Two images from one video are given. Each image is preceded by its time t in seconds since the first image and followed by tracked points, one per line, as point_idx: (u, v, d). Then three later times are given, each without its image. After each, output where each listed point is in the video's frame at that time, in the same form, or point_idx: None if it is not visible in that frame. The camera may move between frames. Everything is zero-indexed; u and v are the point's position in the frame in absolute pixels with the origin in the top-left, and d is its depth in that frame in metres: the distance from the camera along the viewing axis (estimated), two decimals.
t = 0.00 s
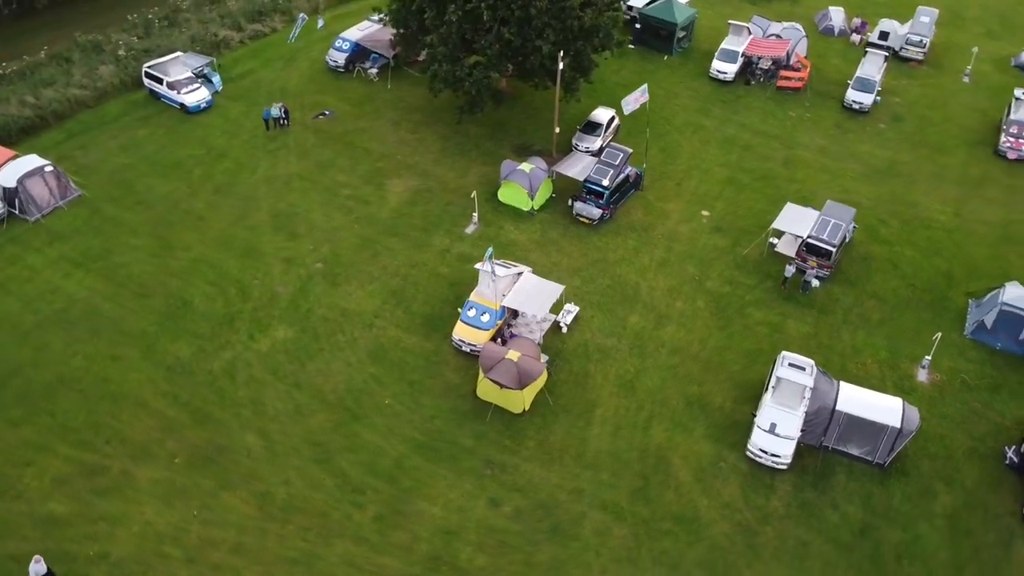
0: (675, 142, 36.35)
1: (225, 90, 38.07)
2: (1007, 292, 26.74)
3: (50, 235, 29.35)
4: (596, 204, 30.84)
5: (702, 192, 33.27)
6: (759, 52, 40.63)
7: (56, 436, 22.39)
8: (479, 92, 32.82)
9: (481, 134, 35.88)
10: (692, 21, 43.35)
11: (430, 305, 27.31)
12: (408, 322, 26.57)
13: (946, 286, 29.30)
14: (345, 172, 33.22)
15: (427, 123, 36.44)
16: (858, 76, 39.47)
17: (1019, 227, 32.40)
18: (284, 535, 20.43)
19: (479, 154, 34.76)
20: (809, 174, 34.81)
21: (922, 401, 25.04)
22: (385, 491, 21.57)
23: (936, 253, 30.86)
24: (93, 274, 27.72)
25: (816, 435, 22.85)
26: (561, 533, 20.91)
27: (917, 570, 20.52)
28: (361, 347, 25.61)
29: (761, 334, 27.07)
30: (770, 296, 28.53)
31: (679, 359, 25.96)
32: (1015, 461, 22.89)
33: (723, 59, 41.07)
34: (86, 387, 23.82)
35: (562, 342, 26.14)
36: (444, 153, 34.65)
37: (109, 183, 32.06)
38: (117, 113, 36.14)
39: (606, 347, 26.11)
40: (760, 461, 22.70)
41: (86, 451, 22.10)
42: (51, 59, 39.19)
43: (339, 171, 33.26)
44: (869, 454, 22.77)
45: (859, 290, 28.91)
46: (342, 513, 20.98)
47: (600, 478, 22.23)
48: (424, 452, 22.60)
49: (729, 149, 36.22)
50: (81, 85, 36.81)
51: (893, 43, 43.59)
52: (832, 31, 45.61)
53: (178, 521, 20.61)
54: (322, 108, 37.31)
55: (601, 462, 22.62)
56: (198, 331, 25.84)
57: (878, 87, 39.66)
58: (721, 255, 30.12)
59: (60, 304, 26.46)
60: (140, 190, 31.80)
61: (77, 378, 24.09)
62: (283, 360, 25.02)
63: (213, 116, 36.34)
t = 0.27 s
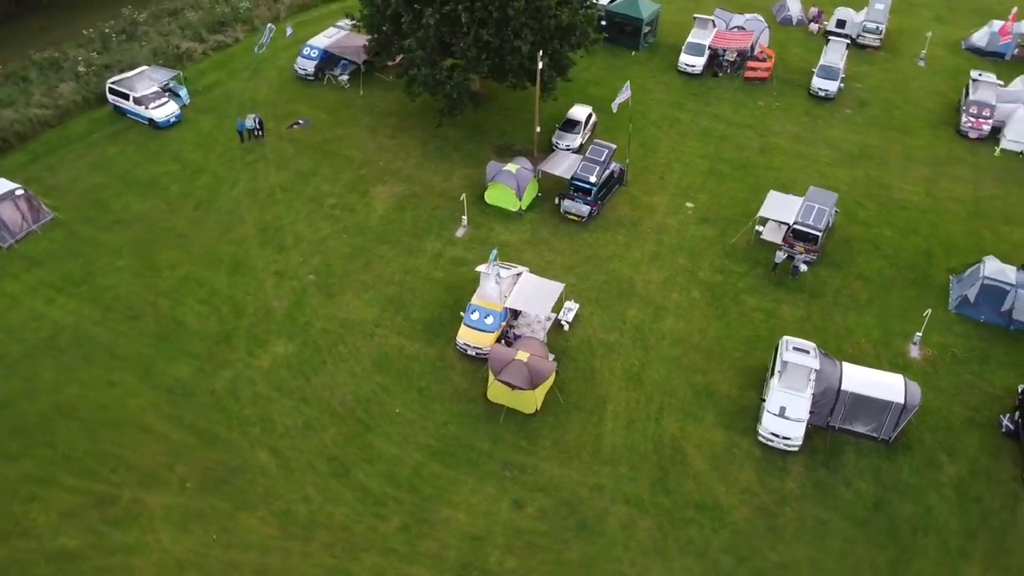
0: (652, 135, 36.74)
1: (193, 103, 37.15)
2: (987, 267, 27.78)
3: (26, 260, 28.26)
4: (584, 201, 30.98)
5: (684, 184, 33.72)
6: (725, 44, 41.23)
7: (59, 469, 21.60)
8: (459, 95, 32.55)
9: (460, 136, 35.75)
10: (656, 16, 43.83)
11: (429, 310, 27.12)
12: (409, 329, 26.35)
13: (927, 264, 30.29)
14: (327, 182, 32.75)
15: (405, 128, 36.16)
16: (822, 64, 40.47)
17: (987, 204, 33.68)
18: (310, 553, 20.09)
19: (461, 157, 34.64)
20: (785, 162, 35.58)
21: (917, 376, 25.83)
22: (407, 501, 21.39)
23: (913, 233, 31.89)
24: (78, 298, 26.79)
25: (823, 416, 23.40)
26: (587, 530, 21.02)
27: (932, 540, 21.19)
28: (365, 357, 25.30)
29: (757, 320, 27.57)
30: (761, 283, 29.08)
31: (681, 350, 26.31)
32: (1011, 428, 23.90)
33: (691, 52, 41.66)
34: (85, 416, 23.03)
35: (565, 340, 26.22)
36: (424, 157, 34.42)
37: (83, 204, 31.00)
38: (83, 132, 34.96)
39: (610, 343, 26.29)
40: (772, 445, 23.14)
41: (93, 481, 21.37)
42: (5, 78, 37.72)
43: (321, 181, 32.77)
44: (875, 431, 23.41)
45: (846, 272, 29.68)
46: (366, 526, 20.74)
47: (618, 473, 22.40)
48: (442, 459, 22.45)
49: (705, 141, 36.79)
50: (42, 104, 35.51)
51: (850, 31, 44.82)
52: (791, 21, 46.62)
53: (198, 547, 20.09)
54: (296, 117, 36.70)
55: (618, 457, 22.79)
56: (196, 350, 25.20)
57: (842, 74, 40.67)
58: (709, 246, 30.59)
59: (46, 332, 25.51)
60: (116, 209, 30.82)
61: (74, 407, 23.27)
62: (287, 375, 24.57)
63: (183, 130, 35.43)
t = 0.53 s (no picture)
0: (628, 130, 37.10)
1: (160, 119, 36.15)
2: (964, 242, 28.85)
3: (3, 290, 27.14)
4: (571, 199, 31.06)
5: (665, 177, 34.15)
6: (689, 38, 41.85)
7: (67, 504, 20.87)
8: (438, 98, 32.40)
9: (439, 140, 35.56)
10: (619, 13, 44.22)
11: (429, 317, 26.93)
12: (411, 337, 26.13)
13: (905, 243, 31.27)
14: (310, 192, 32.23)
15: (382, 135, 35.80)
16: (785, 54, 41.40)
17: (953, 182, 34.96)
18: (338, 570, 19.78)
19: (441, 161, 34.46)
20: (759, 151, 36.33)
21: (909, 352, 26.66)
22: (431, 510, 21.22)
23: (888, 214, 32.89)
24: (63, 325, 25.85)
25: (828, 397, 24.00)
26: (612, 525, 21.15)
27: (943, 508, 21.89)
28: (370, 368, 25.02)
29: (752, 307, 28.11)
30: (751, 270, 29.65)
31: (682, 340, 26.67)
32: (1003, 396, 24.87)
33: (657, 47, 42.17)
34: (87, 448, 22.27)
35: (568, 337, 26.33)
36: (406, 164, 34.16)
37: (56, 228, 29.91)
38: (47, 154, 33.72)
39: (612, 338, 26.48)
40: (781, 428, 23.64)
41: (104, 515, 20.69)
42: None
43: (303, 192, 32.24)
44: (878, 408, 24.10)
45: (830, 256, 30.46)
46: (392, 539, 20.51)
47: (637, 466, 22.59)
48: (460, 465, 22.32)
49: (680, 133, 37.31)
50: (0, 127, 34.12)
51: (806, 20, 46.00)
52: (748, 13, 47.58)
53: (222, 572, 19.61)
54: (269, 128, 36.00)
55: (634, 450, 22.99)
56: (195, 372, 24.56)
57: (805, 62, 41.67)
58: (697, 237, 31.08)
59: (35, 363, 24.58)
60: (93, 231, 29.81)
61: (74, 439, 22.48)
62: (293, 391, 24.13)
63: (153, 147, 34.45)
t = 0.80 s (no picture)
0: (602, 127, 37.42)
1: (126, 137, 35.02)
2: (939, 220, 30.01)
3: None
4: (557, 198, 31.17)
5: (645, 172, 34.57)
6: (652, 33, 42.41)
7: (78, 540, 20.10)
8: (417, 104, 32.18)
9: (416, 145, 35.31)
10: (581, 12, 44.58)
11: (429, 324, 26.75)
12: (414, 345, 25.91)
13: (880, 224, 32.29)
14: (291, 204, 31.65)
15: (358, 143, 35.37)
16: (746, 45, 42.30)
17: (917, 162, 36.25)
18: None
19: (421, 166, 34.23)
20: (731, 142, 37.05)
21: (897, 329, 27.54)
22: (455, 517, 21.09)
23: (861, 196, 33.90)
24: (50, 355, 24.86)
25: (829, 377, 24.64)
26: (636, 518, 21.33)
27: (948, 477, 22.69)
28: (376, 379, 24.73)
29: (744, 294, 28.67)
30: (739, 259, 30.23)
31: (681, 331, 27.05)
32: (990, 365, 25.95)
33: (621, 43, 42.63)
34: (91, 481, 21.48)
35: (570, 335, 26.44)
36: (386, 171, 33.83)
37: (29, 255, 28.70)
38: (9, 178, 32.35)
39: (613, 333, 26.70)
40: (788, 410, 24.18)
41: (119, 548, 19.99)
42: None
43: (284, 204, 31.65)
44: (876, 385, 24.84)
45: (811, 240, 31.26)
46: (420, 548, 20.31)
47: (653, 457, 22.82)
48: (479, 470, 22.24)
49: (653, 127, 37.79)
50: None
51: (761, 11, 47.07)
52: (704, 7, 48.47)
53: None
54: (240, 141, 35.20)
55: (648, 442, 23.24)
56: (195, 395, 23.91)
57: (766, 52, 42.62)
58: (682, 229, 31.56)
59: (24, 397, 23.59)
60: (69, 256, 28.69)
61: (76, 473, 21.65)
62: (300, 407, 23.70)
63: (122, 166, 33.34)
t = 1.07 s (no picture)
0: (576, 124, 37.69)
1: (91, 158, 33.81)
2: (912, 201, 31.01)
3: None
4: (543, 197, 31.27)
5: (623, 167, 34.96)
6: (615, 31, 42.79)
7: None
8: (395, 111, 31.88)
9: (393, 152, 34.97)
10: (541, 11, 44.77)
11: (430, 331, 26.55)
12: (418, 353, 25.70)
13: (854, 206, 33.32)
14: (274, 218, 31.01)
15: (333, 152, 34.87)
16: (706, 38, 43.03)
17: (880, 146, 37.51)
18: None
19: (401, 173, 33.93)
20: (702, 134, 37.74)
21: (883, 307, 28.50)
22: (482, 523, 21.01)
23: (833, 181, 34.92)
24: (40, 390, 23.85)
25: (827, 358, 25.36)
26: (660, 509, 21.57)
27: (948, 446, 23.58)
28: (384, 390, 24.44)
29: (734, 283, 29.24)
30: (724, 248, 30.84)
31: (679, 323, 27.45)
32: (974, 336, 27.04)
33: (585, 41, 42.93)
34: (102, 516, 20.70)
35: (572, 334, 26.59)
36: (365, 179, 33.42)
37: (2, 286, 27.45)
38: None
39: (614, 329, 26.95)
40: (791, 392, 24.80)
41: None
42: None
43: (266, 219, 30.99)
44: (872, 362, 25.65)
45: (791, 226, 32.06)
46: (451, 558, 20.17)
47: (668, 448, 23.11)
48: (500, 474, 22.18)
49: (625, 123, 38.20)
50: None
51: (716, 5, 47.99)
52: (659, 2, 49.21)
53: None
54: (212, 156, 34.32)
55: (662, 434, 23.51)
56: (200, 419, 23.26)
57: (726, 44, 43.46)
58: (667, 222, 32.02)
59: (18, 434, 22.59)
60: (46, 285, 27.56)
61: (84, 510, 20.83)
62: (310, 424, 23.27)
63: (90, 188, 32.19)
